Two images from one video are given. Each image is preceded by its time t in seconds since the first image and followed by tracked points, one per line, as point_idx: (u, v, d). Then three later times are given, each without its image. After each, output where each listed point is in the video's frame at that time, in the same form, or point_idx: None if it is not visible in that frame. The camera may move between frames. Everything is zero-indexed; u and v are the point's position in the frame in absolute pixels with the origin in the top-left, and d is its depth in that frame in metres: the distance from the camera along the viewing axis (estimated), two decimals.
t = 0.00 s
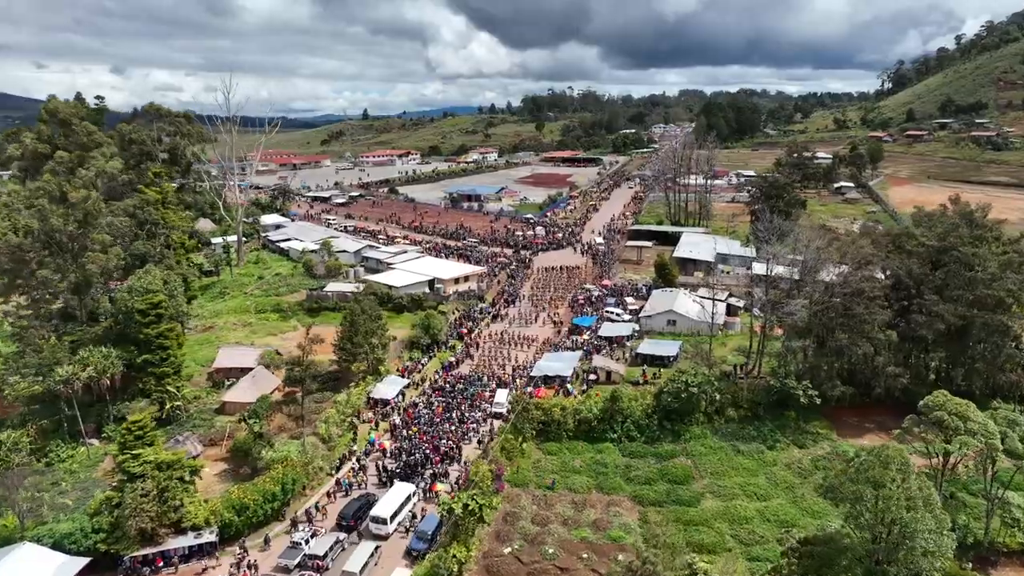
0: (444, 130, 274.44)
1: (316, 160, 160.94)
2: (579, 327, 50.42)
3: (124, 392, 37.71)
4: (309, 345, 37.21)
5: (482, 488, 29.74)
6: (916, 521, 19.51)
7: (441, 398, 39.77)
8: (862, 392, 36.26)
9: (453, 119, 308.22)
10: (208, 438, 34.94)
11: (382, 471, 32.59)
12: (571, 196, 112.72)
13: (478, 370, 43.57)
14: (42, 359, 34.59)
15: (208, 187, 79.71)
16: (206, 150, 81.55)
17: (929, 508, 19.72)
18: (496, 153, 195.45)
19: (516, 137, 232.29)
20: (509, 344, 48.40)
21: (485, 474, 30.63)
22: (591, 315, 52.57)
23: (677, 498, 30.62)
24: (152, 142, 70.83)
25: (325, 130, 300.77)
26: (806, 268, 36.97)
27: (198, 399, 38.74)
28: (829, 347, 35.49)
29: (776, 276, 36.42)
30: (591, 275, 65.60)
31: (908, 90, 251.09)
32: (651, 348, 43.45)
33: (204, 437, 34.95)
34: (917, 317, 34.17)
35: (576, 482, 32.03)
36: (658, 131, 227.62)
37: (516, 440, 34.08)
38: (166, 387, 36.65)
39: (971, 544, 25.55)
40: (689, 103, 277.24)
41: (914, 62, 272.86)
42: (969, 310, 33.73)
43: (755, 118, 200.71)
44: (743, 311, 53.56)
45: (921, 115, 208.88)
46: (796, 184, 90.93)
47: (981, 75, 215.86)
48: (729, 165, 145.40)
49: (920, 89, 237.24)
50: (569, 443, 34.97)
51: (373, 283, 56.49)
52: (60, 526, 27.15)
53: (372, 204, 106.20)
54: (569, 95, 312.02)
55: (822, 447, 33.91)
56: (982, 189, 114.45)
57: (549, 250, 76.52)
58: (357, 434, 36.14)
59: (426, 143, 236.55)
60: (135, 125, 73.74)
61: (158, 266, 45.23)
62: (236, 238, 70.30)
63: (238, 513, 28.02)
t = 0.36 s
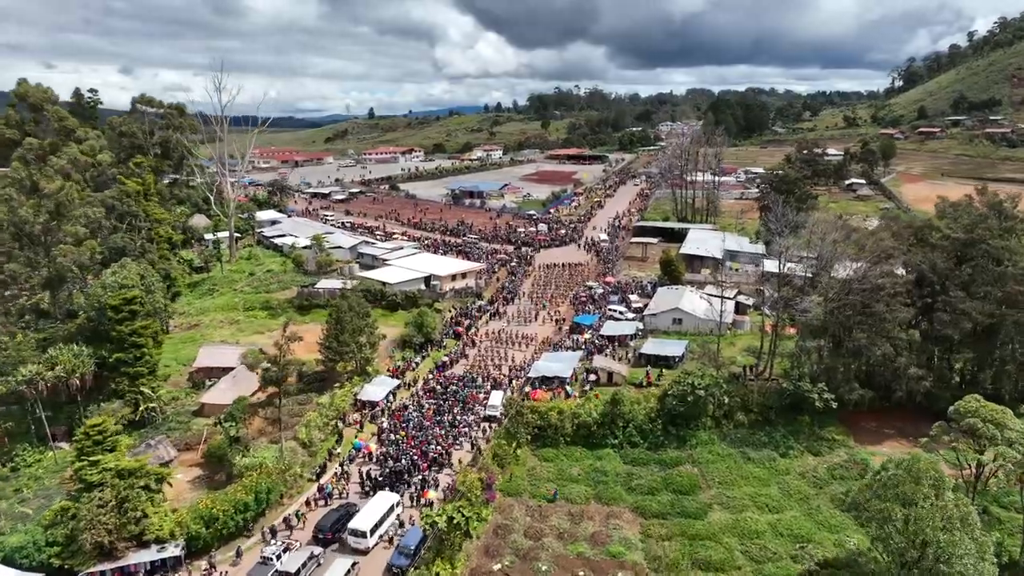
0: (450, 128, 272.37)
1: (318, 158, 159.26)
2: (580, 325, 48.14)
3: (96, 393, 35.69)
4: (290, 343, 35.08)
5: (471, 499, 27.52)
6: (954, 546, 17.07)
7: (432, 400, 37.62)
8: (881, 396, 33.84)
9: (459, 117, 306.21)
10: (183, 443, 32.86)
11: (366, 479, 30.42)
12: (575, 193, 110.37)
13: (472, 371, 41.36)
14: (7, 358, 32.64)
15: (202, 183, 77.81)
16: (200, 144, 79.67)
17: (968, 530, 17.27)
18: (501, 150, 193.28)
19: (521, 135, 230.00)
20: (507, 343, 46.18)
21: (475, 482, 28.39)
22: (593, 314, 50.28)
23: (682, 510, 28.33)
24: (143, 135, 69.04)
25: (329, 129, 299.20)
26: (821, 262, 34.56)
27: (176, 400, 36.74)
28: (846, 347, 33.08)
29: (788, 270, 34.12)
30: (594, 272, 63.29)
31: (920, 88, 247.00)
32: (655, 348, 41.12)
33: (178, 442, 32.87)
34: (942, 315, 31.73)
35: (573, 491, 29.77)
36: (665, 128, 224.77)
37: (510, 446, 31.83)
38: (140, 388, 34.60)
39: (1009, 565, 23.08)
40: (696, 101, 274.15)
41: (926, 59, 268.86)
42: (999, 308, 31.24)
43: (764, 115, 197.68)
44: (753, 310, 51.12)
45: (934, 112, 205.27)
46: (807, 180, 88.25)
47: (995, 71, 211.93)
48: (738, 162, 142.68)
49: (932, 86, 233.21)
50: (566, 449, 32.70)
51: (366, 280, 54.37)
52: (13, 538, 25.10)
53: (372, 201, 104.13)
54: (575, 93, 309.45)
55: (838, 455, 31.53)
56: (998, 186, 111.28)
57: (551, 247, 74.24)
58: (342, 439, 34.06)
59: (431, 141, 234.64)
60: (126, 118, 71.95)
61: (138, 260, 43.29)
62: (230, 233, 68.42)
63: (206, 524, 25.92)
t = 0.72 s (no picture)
0: (455, 126, 270.42)
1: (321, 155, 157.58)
2: (581, 323, 45.95)
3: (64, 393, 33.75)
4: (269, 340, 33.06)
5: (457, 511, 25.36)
6: None
7: (423, 402, 35.55)
8: (903, 399, 31.49)
9: (464, 116, 304.36)
10: (154, 447, 30.85)
11: (347, 487, 28.32)
12: (579, 189, 108.09)
13: (466, 371, 39.21)
14: None
15: (196, 177, 76.02)
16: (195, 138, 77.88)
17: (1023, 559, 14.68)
18: (505, 148, 191.21)
19: (527, 133, 227.90)
20: (503, 342, 44.09)
21: (463, 491, 26.27)
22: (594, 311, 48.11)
23: (687, 523, 26.12)
24: (134, 127, 67.27)
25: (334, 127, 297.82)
26: (838, 255, 32.21)
27: (151, 401, 34.73)
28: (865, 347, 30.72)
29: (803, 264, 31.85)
30: (597, 269, 61.03)
31: (931, 85, 243.39)
32: (660, 347, 38.89)
33: (148, 446, 30.85)
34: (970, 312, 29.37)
35: (570, 501, 27.57)
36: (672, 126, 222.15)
37: (504, 451, 29.65)
38: (111, 388, 32.54)
39: None
40: (703, 99, 271.21)
41: (937, 56, 264.84)
42: None
43: (773, 112, 194.78)
44: (763, 307, 48.79)
45: (946, 110, 201.70)
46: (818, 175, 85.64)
47: (1009, 68, 208.16)
48: (746, 160, 140.05)
49: (944, 84, 229.77)
50: (564, 455, 30.52)
51: (360, 276, 52.33)
52: None
53: (373, 197, 102.22)
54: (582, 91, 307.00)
55: (857, 463, 29.24)
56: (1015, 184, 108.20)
57: (553, 243, 72.03)
58: (324, 442, 32.02)
59: (437, 139, 232.87)
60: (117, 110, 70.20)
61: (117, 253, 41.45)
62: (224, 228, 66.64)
63: (170, 536, 23.87)
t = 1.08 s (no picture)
0: (460, 124, 268.46)
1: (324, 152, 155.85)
2: (583, 322, 43.74)
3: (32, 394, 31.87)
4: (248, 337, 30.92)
5: (443, 526, 23.24)
6: None
7: (413, 405, 33.44)
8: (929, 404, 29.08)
9: (470, 114, 302.35)
10: (123, 452, 28.86)
11: (327, 497, 26.24)
12: (584, 186, 105.86)
13: (461, 372, 37.08)
14: None
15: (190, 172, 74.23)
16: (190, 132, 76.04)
17: None
18: (510, 145, 188.95)
19: (532, 131, 225.56)
20: (501, 341, 41.94)
21: (450, 504, 24.11)
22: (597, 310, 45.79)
23: (694, 540, 23.91)
24: (126, 119, 65.53)
25: (339, 125, 296.40)
26: (859, 249, 29.83)
27: (125, 403, 32.81)
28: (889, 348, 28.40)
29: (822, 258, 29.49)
30: (601, 266, 58.79)
31: (944, 82, 239.34)
32: (666, 348, 36.60)
33: (117, 451, 28.86)
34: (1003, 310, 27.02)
35: (568, 514, 25.38)
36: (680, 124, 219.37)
37: (496, 459, 27.47)
38: (80, 389, 30.61)
39: None
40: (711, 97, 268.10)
41: (950, 53, 260.77)
42: None
43: (782, 109, 191.71)
44: (775, 306, 46.38)
45: (959, 107, 198.07)
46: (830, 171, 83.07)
47: None
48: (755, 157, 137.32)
49: (957, 81, 225.77)
50: (561, 463, 28.32)
51: (353, 272, 50.29)
52: None
53: (374, 193, 100.23)
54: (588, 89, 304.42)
55: (878, 473, 26.95)
56: None
57: (557, 240, 69.83)
58: (306, 448, 29.94)
59: (442, 137, 230.91)
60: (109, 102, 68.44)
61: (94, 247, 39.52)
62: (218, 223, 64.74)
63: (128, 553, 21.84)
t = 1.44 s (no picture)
0: (466, 123, 266.50)
1: (327, 150, 154.15)
2: (585, 322, 41.52)
3: None
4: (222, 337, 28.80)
5: (425, 548, 21.22)
6: None
7: (402, 410, 31.36)
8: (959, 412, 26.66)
9: (476, 113, 300.39)
10: (88, 461, 26.86)
11: (303, 512, 24.14)
12: (590, 183, 103.60)
13: (455, 375, 34.95)
14: None
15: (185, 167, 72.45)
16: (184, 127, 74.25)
17: None
18: (516, 143, 186.79)
19: (538, 129, 223.27)
20: (498, 342, 39.79)
21: (435, 521, 21.95)
22: (600, 309, 43.58)
23: (703, 563, 21.68)
24: (116, 113, 63.72)
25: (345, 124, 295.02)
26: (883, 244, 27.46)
27: (96, 407, 30.77)
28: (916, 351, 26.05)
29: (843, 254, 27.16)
30: (606, 264, 56.58)
31: (956, 80, 235.53)
32: (673, 350, 34.34)
33: (82, 460, 26.86)
34: None
35: (564, 533, 23.18)
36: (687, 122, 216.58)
37: (488, 470, 25.28)
38: (45, 392, 28.78)
39: None
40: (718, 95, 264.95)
41: (962, 51, 256.74)
42: None
43: (791, 107, 188.67)
44: (789, 306, 44.01)
45: (972, 105, 194.47)
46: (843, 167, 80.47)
47: None
48: (764, 154, 134.61)
49: (970, 78, 222.00)
50: (559, 475, 26.12)
51: (346, 269, 48.27)
52: None
53: (375, 190, 98.26)
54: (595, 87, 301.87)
55: (905, 489, 24.66)
56: None
57: (560, 238, 67.62)
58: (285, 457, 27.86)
59: (446, 135, 228.89)
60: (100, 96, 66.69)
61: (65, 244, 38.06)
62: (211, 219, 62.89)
63: None
